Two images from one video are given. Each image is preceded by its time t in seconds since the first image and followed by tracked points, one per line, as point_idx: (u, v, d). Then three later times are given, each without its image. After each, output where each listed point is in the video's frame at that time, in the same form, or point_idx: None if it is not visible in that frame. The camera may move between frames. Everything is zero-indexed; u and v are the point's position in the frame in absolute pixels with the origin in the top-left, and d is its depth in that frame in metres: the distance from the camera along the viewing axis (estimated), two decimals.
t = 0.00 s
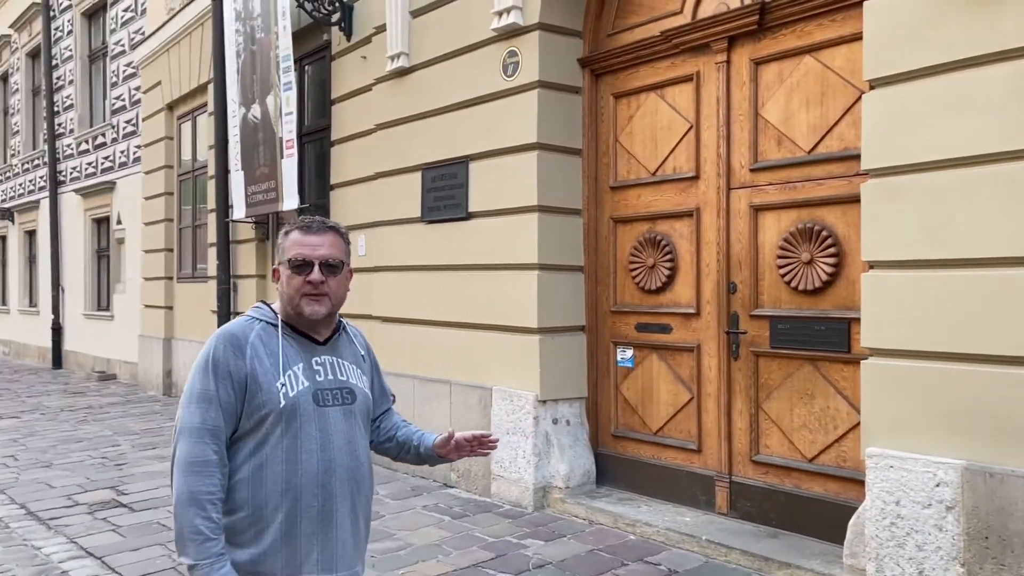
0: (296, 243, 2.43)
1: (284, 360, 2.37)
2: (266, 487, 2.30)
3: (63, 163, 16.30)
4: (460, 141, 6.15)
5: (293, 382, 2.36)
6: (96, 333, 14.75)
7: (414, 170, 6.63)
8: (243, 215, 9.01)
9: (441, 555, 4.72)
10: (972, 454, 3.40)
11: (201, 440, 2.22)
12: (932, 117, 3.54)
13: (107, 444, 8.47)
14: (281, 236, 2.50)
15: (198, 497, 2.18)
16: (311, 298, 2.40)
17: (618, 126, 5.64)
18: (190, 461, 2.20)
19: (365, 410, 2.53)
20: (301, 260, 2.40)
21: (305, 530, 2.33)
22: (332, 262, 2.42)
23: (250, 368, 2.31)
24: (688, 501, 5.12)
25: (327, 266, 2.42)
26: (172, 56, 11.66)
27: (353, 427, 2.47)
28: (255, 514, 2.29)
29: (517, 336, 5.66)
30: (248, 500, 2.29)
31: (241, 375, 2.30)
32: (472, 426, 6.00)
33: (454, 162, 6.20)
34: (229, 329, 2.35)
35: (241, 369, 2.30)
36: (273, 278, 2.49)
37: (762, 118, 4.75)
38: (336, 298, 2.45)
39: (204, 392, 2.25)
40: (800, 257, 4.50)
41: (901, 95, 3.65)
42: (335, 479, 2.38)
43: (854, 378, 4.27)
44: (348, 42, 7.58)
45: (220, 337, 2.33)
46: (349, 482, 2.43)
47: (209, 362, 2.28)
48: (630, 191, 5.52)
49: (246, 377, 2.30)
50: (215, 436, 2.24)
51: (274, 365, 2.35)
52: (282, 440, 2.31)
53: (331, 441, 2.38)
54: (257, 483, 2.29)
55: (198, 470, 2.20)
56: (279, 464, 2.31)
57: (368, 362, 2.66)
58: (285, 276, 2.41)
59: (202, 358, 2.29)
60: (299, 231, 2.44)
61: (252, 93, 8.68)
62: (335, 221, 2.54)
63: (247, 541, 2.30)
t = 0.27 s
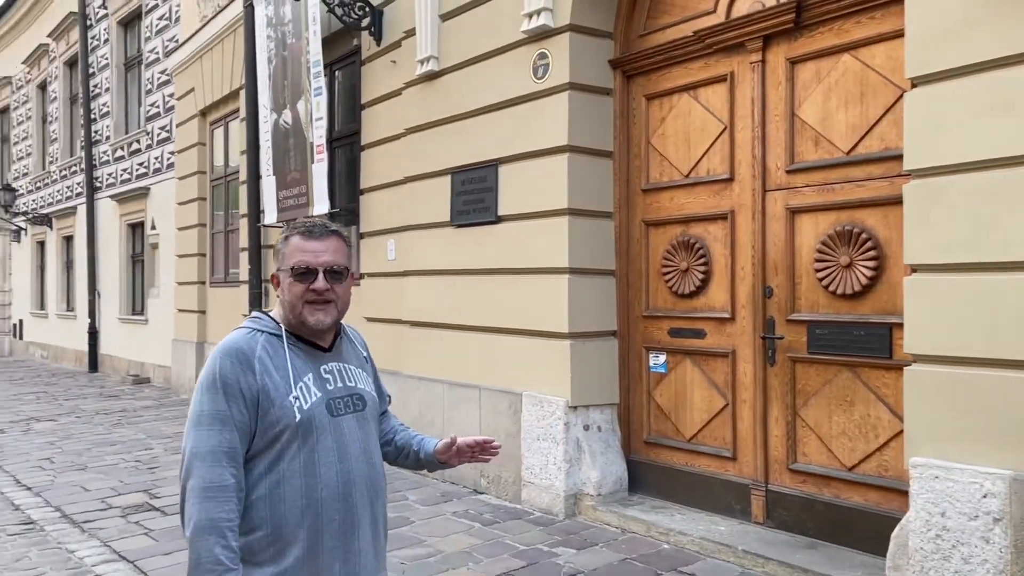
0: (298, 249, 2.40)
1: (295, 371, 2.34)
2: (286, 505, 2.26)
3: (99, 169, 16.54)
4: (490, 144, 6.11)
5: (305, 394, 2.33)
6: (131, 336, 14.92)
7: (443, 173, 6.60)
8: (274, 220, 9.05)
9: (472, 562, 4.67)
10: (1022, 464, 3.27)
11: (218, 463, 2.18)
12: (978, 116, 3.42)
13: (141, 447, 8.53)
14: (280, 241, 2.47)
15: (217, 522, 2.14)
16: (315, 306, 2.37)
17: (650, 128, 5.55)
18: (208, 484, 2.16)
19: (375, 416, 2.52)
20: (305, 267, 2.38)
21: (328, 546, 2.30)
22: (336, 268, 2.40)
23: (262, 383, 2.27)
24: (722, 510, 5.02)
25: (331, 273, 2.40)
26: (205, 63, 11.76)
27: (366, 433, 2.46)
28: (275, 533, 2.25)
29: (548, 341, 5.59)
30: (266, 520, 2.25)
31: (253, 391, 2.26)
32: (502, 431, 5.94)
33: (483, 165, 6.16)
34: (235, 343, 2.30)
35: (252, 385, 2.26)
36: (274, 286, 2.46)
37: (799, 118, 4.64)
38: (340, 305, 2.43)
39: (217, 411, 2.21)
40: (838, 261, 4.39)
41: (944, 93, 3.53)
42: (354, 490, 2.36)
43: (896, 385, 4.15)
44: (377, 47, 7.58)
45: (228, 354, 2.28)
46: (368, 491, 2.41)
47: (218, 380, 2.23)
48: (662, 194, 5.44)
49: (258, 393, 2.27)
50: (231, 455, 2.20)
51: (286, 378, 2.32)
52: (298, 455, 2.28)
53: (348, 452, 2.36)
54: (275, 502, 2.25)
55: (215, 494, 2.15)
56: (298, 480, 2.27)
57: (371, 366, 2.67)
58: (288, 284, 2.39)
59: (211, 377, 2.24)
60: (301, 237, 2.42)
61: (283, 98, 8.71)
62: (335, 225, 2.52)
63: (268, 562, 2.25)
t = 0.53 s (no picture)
0: (301, 248, 2.34)
1: (304, 379, 2.27)
2: (297, 518, 2.18)
3: (130, 174, 16.70)
4: (518, 146, 6.02)
5: (315, 402, 2.26)
6: (161, 339, 15.03)
7: (471, 176, 6.52)
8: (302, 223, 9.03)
9: (501, 572, 4.57)
10: None
11: (226, 475, 2.11)
12: None
13: (169, 451, 8.54)
14: (284, 242, 2.41)
15: (227, 537, 2.06)
16: (322, 305, 2.30)
17: (682, 128, 5.43)
18: (217, 497, 2.09)
19: (388, 424, 2.45)
20: (309, 266, 2.31)
21: (340, 560, 2.21)
22: (341, 265, 2.34)
23: (270, 391, 2.21)
24: (757, 519, 4.88)
25: (336, 271, 2.33)
26: (233, 67, 11.82)
27: (379, 442, 2.38)
28: (285, 548, 2.17)
29: (577, 346, 5.49)
30: (277, 534, 2.17)
31: (262, 400, 2.19)
32: (530, 437, 5.84)
33: (511, 167, 6.07)
34: (242, 350, 2.24)
35: (261, 393, 2.19)
36: (281, 288, 2.40)
37: (837, 117, 4.50)
38: (348, 303, 2.36)
39: (225, 420, 2.14)
40: (879, 264, 4.25)
41: (992, 89, 3.39)
42: (367, 502, 2.28)
43: (940, 392, 4.00)
44: (404, 49, 7.53)
45: (236, 362, 2.21)
46: (381, 503, 2.33)
47: (226, 388, 2.17)
48: (694, 195, 5.31)
49: (267, 402, 2.20)
50: (240, 467, 2.13)
51: (295, 385, 2.25)
52: (309, 465, 2.20)
53: (360, 462, 2.28)
54: (286, 515, 2.18)
55: (224, 508, 2.08)
56: (309, 492, 2.19)
57: (386, 372, 2.60)
58: (294, 285, 2.33)
59: (218, 385, 2.18)
60: (304, 235, 2.36)
61: (310, 102, 8.70)
62: (340, 222, 2.46)
63: None
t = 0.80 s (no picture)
0: (310, 251, 2.33)
1: (313, 385, 2.26)
2: (306, 526, 2.17)
3: (159, 179, 16.86)
4: (544, 147, 5.96)
5: (324, 409, 2.24)
6: (189, 343, 15.14)
7: (497, 178, 6.47)
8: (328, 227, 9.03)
9: None
10: None
11: (233, 483, 2.10)
12: None
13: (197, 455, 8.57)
14: (293, 246, 2.41)
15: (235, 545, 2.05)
16: (333, 308, 2.29)
17: (711, 128, 5.34)
18: (224, 506, 2.08)
19: (403, 430, 2.42)
20: (317, 269, 2.30)
21: (350, 569, 2.20)
22: (350, 266, 2.32)
23: (278, 398, 2.20)
24: (791, 527, 4.77)
25: (346, 272, 2.32)
26: (260, 72, 11.87)
27: (392, 449, 2.36)
28: (295, 557, 2.16)
29: (605, 350, 5.40)
30: (287, 543, 2.17)
31: (269, 407, 2.19)
32: (558, 442, 5.77)
33: (537, 169, 6.01)
34: (251, 357, 2.24)
35: (268, 400, 2.19)
36: (291, 294, 2.39)
37: (872, 115, 4.38)
38: (359, 305, 2.34)
39: (232, 428, 2.14)
40: (917, 265, 4.12)
41: None
42: (377, 510, 2.26)
43: (982, 398, 3.87)
44: (430, 51, 7.50)
45: (243, 368, 2.21)
46: (393, 510, 2.31)
47: (234, 396, 2.17)
48: (725, 196, 5.21)
49: (274, 409, 2.19)
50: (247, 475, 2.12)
51: (303, 392, 2.24)
52: (316, 473, 2.19)
53: (370, 470, 2.26)
54: (294, 524, 2.17)
55: (232, 517, 2.06)
56: (317, 500, 2.18)
57: (404, 378, 2.57)
58: (303, 289, 2.32)
59: (226, 393, 2.18)
60: (312, 238, 2.35)
61: (336, 105, 8.70)
62: (348, 224, 2.45)
63: None
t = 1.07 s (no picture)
0: (327, 259, 2.42)
1: (329, 385, 2.35)
2: (321, 519, 2.25)
3: (186, 183, 17.02)
4: (569, 148, 5.92)
5: (339, 406, 2.33)
6: (217, 346, 15.25)
7: (521, 179, 6.43)
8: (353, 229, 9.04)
9: None
10: None
11: (250, 477, 2.20)
12: None
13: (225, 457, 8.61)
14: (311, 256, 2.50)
15: (250, 536, 2.14)
16: (351, 311, 2.38)
17: (739, 127, 5.26)
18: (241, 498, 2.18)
19: (421, 430, 2.48)
20: (335, 274, 2.39)
21: (365, 562, 2.26)
22: (366, 271, 2.41)
23: (294, 396, 2.30)
24: (822, 533, 4.69)
25: (362, 277, 2.40)
26: (285, 76, 11.93)
27: (409, 447, 2.42)
28: (312, 549, 2.25)
29: (631, 352, 5.34)
30: (304, 535, 2.26)
31: (285, 405, 2.29)
32: (584, 446, 5.72)
33: (562, 170, 5.97)
34: (271, 358, 2.35)
35: (284, 398, 2.29)
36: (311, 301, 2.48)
37: (905, 112, 4.29)
38: (376, 308, 2.43)
39: (249, 425, 2.24)
40: (952, 265, 4.03)
41: None
42: (392, 505, 2.33)
43: (1021, 401, 3.77)
44: (454, 53, 7.49)
45: (262, 369, 2.32)
46: (408, 506, 2.37)
47: (252, 394, 2.27)
48: (753, 196, 5.13)
49: (291, 406, 2.29)
50: (264, 469, 2.22)
51: (319, 390, 2.33)
52: (331, 468, 2.28)
53: (384, 466, 2.33)
54: (310, 516, 2.26)
55: (247, 509, 2.16)
56: (331, 494, 2.26)
57: (425, 381, 2.63)
58: (322, 295, 2.41)
59: (247, 391, 2.29)
60: (328, 246, 2.44)
61: (360, 108, 8.71)
62: (363, 232, 2.54)
63: None
